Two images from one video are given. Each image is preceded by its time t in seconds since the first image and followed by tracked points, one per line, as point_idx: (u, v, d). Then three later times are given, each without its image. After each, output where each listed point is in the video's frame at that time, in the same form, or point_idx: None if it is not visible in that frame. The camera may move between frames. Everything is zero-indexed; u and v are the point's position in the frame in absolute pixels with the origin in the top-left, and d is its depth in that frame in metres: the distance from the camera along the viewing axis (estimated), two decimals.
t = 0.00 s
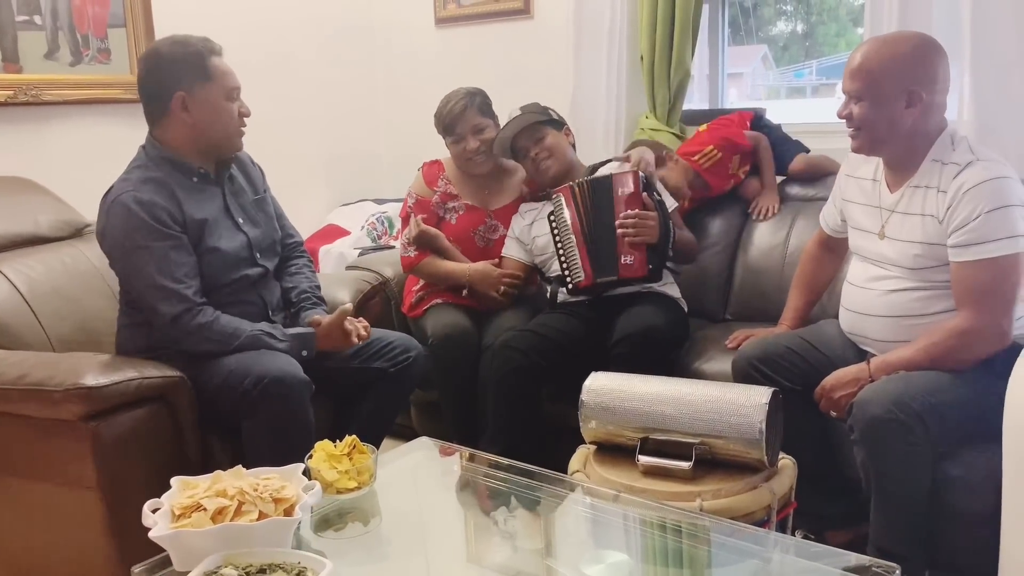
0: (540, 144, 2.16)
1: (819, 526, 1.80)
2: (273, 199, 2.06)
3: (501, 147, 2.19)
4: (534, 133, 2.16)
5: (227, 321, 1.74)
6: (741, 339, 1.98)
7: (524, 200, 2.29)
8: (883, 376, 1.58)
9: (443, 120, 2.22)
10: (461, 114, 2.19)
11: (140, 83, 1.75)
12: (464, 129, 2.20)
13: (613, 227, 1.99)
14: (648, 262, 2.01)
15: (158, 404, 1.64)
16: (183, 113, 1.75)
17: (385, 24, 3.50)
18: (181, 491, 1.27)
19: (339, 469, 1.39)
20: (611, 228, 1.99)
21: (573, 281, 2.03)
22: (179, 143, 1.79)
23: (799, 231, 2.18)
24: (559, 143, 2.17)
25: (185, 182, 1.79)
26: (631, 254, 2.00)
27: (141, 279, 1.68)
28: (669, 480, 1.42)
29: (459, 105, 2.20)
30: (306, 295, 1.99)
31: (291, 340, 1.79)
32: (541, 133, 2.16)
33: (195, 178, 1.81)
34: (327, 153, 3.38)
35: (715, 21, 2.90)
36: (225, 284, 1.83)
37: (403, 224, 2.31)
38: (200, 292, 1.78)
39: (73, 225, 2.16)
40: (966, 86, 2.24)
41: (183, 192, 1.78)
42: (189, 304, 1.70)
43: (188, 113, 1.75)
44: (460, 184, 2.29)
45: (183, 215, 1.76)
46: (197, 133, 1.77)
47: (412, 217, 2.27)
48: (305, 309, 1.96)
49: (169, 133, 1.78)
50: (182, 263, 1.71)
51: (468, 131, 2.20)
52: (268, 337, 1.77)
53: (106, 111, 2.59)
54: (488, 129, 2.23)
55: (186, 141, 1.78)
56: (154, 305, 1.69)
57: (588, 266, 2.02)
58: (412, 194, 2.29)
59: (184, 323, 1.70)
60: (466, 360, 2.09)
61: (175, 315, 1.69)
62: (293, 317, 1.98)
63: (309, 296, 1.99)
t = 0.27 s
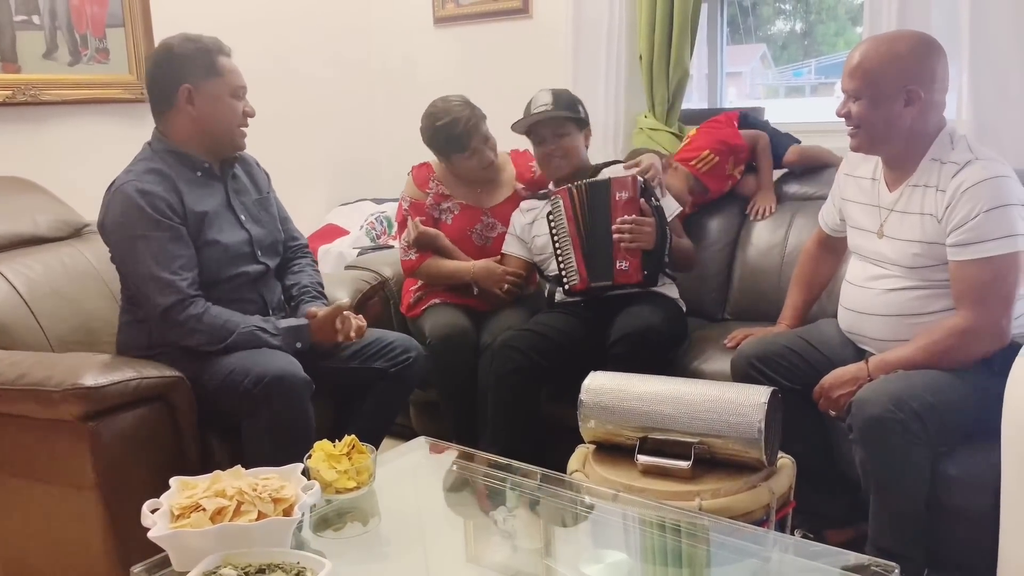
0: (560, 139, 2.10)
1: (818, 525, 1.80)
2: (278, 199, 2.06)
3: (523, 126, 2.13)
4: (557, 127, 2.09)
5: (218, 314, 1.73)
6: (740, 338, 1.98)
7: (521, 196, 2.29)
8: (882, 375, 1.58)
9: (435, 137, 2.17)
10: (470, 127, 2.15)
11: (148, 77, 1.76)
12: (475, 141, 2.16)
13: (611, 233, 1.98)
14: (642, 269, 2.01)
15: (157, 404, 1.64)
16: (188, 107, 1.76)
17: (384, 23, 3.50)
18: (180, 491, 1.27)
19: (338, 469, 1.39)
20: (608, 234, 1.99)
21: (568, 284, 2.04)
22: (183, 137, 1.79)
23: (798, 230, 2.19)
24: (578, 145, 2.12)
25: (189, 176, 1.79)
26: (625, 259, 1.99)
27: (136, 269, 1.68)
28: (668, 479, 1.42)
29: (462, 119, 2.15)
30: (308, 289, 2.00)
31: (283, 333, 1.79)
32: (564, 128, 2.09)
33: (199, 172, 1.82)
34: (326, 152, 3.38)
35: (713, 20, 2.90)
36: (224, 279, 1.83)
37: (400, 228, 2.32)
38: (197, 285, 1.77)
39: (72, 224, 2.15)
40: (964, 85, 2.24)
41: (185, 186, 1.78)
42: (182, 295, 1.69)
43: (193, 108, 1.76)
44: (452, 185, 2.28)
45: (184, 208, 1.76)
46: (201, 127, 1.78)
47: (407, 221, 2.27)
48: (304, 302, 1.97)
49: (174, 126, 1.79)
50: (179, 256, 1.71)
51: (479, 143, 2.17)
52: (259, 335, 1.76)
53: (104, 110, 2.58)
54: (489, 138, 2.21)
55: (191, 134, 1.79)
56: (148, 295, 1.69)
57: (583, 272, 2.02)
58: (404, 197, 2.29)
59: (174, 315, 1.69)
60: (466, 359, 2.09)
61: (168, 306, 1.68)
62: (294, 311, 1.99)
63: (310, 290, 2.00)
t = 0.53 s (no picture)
0: (576, 137, 2.10)
1: (818, 525, 1.80)
2: (281, 202, 2.05)
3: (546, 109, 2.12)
4: (578, 124, 2.09)
5: (212, 314, 1.73)
6: (739, 338, 1.98)
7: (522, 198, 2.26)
8: (882, 374, 1.58)
9: (437, 141, 2.15)
10: (479, 130, 2.15)
11: (154, 73, 1.76)
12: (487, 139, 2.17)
13: (604, 239, 1.99)
14: (637, 274, 2.01)
15: (157, 405, 1.64)
16: (191, 105, 1.76)
17: (384, 24, 3.50)
18: (180, 491, 1.27)
19: (338, 469, 1.39)
20: (602, 239, 1.99)
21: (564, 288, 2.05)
22: (185, 134, 1.80)
23: (797, 230, 2.19)
24: (593, 149, 2.12)
25: (189, 173, 1.80)
26: (619, 265, 2.00)
27: (131, 261, 1.69)
28: (668, 479, 1.42)
29: (472, 120, 2.14)
30: (306, 296, 1.98)
31: (276, 342, 1.80)
32: (584, 128, 2.09)
33: (200, 170, 1.82)
34: (326, 153, 3.38)
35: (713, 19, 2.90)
36: (220, 276, 1.82)
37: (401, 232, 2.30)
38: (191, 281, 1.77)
39: (72, 225, 2.16)
40: (963, 85, 2.23)
41: (184, 182, 1.78)
42: (176, 290, 1.69)
43: (196, 106, 1.76)
44: (454, 190, 2.25)
45: (181, 204, 1.76)
46: (205, 125, 1.78)
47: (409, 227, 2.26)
48: (300, 310, 1.95)
49: (177, 123, 1.79)
50: (174, 250, 1.71)
51: (490, 141, 2.19)
52: (249, 336, 1.75)
53: (104, 111, 2.58)
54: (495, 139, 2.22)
55: (196, 131, 1.80)
56: (142, 288, 1.69)
57: (577, 276, 2.02)
58: (407, 203, 2.27)
59: (168, 309, 1.69)
60: (466, 359, 2.09)
61: (162, 299, 1.69)
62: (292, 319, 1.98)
63: (308, 298, 1.98)
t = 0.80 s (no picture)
0: (575, 135, 2.08)
1: (818, 525, 1.80)
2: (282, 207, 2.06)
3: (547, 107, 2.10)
4: (578, 122, 2.07)
5: (222, 322, 1.73)
6: (740, 338, 1.98)
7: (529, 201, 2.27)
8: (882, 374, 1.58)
9: (447, 134, 2.15)
10: (491, 121, 2.13)
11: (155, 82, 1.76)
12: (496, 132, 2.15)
13: (600, 243, 1.97)
14: (631, 280, 2.00)
15: (158, 406, 1.64)
16: (190, 115, 1.76)
17: (384, 25, 3.50)
18: (180, 492, 1.27)
19: (338, 470, 1.40)
20: (597, 244, 1.97)
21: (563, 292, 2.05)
22: (188, 144, 1.79)
23: (797, 231, 2.19)
24: (592, 148, 2.10)
25: (198, 182, 1.80)
26: (614, 271, 1.98)
27: (140, 271, 1.67)
28: (668, 479, 1.42)
29: (483, 113, 2.12)
30: (306, 301, 1.98)
31: (284, 341, 1.81)
32: (582, 126, 2.07)
33: (208, 178, 1.82)
34: (326, 153, 3.39)
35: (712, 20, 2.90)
36: (227, 285, 1.83)
37: (408, 231, 2.29)
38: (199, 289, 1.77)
39: (72, 226, 2.16)
40: (963, 85, 2.24)
41: (193, 191, 1.78)
42: (185, 300, 1.69)
43: (196, 117, 1.76)
44: (464, 192, 2.25)
45: (192, 213, 1.76)
46: (205, 135, 1.78)
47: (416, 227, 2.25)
48: (301, 314, 1.95)
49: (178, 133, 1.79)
50: (184, 259, 1.71)
51: (501, 136, 2.16)
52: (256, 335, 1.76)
53: (105, 112, 2.59)
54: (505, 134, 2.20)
55: (198, 143, 1.79)
56: (151, 298, 1.68)
57: (575, 278, 2.02)
58: (415, 203, 2.27)
59: (177, 319, 1.68)
60: (467, 359, 2.09)
61: (171, 309, 1.68)
62: (291, 324, 1.98)
63: (307, 302, 1.98)
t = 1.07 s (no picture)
0: (557, 137, 2.07)
1: (818, 525, 1.80)
2: (281, 200, 2.05)
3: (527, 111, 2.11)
4: (559, 124, 2.06)
5: (223, 323, 1.73)
6: (740, 338, 1.98)
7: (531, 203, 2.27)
8: (883, 375, 1.58)
9: (449, 135, 2.15)
10: (491, 121, 2.12)
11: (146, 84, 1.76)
12: (500, 132, 2.14)
13: (596, 244, 1.98)
14: (630, 278, 2.01)
15: (158, 406, 1.64)
16: (181, 115, 1.76)
17: (384, 25, 3.50)
18: (181, 492, 1.27)
19: (338, 471, 1.40)
20: (594, 244, 1.98)
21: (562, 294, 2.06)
22: (182, 144, 1.80)
23: (797, 231, 2.19)
24: (574, 148, 2.08)
25: (194, 182, 1.80)
26: (612, 271, 1.99)
27: (140, 276, 1.68)
28: (669, 480, 1.42)
29: (485, 113, 2.14)
30: (309, 296, 1.98)
31: (286, 343, 1.79)
32: (564, 127, 2.06)
33: (203, 177, 1.82)
34: (327, 154, 3.39)
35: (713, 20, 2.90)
36: (229, 286, 1.83)
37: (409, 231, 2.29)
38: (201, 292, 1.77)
39: (72, 226, 2.16)
40: (963, 85, 2.24)
41: (189, 192, 1.77)
42: (185, 304, 1.69)
43: (186, 116, 1.76)
44: (467, 194, 2.25)
45: (189, 215, 1.76)
46: (197, 134, 1.78)
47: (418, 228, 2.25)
48: (305, 310, 1.97)
49: (172, 134, 1.80)
50: (183, 263, 1.71)
51: (503, 135, 2.15)
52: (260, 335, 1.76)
53: (105, 113, 2.59)
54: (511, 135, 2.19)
55: (190, 142, 1.79)
56: (152, 304, 1.69)
57: (573, 281, 2.03)
58: (418, 204, 2.27)
59: (178, 323, 1.69)
60: (467, 359, 2.09)
61: (172, 314, 1.68)
62: (294, 320, 1.98)
63: (310, 296, 1.98)
